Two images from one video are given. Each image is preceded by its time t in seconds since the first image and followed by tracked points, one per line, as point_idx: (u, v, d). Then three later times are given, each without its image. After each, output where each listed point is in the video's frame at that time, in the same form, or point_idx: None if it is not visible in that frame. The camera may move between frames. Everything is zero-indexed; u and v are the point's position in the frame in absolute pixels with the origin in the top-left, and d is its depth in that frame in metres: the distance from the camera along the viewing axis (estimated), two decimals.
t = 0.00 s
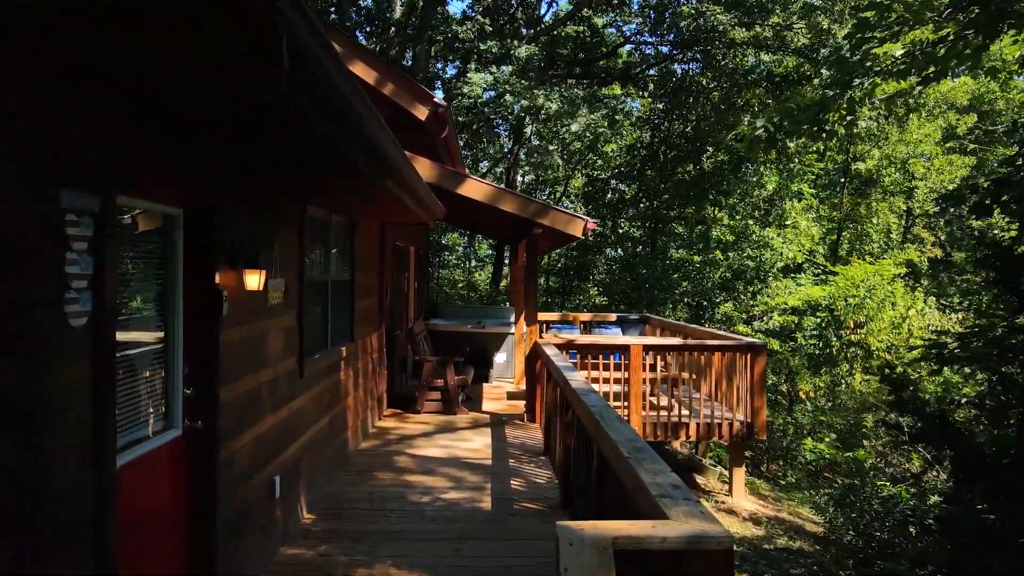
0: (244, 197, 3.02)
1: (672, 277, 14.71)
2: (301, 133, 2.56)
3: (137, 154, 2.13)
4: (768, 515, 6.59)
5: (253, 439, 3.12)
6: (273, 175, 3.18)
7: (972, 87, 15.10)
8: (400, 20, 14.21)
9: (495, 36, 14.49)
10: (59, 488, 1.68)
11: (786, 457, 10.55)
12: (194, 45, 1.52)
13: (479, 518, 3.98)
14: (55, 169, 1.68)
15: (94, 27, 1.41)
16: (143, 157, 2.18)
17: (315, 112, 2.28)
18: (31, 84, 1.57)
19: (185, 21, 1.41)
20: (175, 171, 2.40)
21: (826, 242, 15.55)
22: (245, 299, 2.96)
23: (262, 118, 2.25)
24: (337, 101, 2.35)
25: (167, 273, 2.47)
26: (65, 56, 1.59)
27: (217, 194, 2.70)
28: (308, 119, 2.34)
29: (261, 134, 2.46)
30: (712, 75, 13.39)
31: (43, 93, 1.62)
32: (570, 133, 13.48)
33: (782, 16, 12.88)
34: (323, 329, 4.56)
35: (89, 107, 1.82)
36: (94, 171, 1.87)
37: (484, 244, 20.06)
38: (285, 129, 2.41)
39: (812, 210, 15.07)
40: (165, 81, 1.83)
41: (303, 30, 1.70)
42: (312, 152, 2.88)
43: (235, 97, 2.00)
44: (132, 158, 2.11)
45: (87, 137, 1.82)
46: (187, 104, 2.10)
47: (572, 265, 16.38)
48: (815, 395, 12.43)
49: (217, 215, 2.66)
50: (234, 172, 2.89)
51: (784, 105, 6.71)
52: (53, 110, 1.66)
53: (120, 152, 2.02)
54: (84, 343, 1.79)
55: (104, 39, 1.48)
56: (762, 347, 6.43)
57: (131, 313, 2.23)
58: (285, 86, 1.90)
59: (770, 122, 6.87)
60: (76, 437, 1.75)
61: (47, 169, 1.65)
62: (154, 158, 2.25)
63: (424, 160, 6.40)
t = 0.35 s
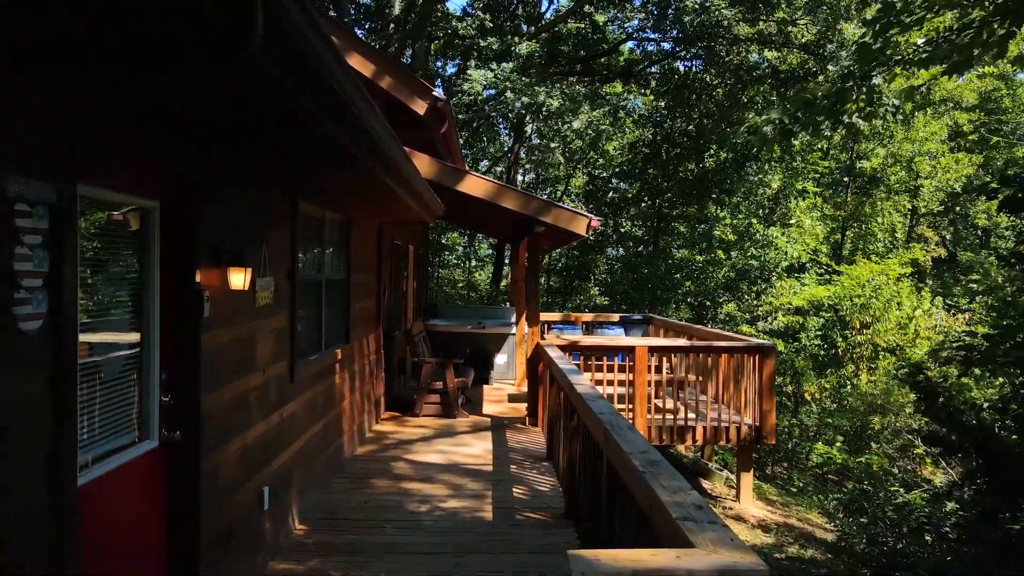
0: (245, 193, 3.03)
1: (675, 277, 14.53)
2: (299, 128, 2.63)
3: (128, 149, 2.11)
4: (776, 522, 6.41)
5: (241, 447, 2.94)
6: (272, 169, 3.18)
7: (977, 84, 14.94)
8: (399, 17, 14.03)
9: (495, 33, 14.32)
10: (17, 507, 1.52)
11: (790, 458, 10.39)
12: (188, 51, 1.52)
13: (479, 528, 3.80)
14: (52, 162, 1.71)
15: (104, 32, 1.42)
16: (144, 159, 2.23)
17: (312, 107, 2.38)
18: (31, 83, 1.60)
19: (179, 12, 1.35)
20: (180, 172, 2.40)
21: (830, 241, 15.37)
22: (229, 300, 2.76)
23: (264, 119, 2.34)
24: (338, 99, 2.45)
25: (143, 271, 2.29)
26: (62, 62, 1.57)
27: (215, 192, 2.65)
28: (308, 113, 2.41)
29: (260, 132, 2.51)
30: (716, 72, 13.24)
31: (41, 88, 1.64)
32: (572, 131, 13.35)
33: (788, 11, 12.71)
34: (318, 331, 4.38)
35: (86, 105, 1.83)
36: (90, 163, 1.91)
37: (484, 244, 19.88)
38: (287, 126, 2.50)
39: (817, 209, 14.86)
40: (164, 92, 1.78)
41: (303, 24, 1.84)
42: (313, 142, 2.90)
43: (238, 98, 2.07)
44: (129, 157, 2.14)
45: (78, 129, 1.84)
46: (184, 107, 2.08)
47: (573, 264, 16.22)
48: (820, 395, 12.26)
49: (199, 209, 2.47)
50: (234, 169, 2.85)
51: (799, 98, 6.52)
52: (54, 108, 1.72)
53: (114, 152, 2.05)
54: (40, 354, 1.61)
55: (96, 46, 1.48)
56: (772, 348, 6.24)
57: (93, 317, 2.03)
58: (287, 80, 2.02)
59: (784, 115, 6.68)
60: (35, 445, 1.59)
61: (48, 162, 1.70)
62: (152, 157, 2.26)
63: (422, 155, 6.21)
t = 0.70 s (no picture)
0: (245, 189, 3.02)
1: (677, 277, 14.32)
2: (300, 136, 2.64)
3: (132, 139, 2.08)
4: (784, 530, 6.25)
5: (223, 459, 2.74)
6: (269, 171, 3.14)
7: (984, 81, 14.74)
8: (398, 13, 13.82)
9: (495, 30, 14.12)
10: None
11: (795, 462, 10.20)
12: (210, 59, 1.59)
13: (478, 542, 3.61)
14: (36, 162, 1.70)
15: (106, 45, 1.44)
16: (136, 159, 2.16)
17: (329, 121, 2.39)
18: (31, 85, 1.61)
19: (180, 13, 1.30)
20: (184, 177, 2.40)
21: (834, 241, 15.19)
22: (207, 301, 2.57)
23: (265, 127, 2.36)
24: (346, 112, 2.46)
25: (114, 268, 2.09)
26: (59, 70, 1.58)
27: (209, 193, 2.62)
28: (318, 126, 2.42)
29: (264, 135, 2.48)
30: (720, 69, 13.08)
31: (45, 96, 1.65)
32: (573, 128, 13.17)
33: (792, 7, 12.56)
34: (308, 335, 4.17)
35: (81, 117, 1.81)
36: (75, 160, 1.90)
37: (484, 244, 19.68)
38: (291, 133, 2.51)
39: (821, 208, 14.66)
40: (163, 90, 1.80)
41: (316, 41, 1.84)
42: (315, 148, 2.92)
43: (229, 95, 1.88)
44: (121, 158, 2.06)
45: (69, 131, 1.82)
46: (196, 119, 2.11)
47: (574, 264, 16.04)
48: (826, 398, 12.03)
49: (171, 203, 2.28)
50: (239, 167, 2.88)
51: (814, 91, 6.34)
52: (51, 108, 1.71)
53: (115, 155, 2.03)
54: (4, 357, 1.49)
55: (98, 57, 1.49)
56: (780, 351, 6.06)
57: (54, 321, 1.81)
58: (301, 95, 2.04)
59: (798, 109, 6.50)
60: None
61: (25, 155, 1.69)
62: (152, 156, 2.22)
63: (419, 152, 6.01)
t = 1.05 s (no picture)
0: (244, 187, 3.02)
1: (680, 277, 14.13)
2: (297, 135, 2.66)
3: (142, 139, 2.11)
4: (793, 537, 6.08)
5: (205, 472, 2.56)
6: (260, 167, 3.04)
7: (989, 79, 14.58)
8: (398, 10, 13.67)
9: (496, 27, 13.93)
10: None
11: (800, 465, 10.02)
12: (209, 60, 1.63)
13: (477, 555, 3.43)
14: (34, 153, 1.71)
15: (103, 47, 1.47)
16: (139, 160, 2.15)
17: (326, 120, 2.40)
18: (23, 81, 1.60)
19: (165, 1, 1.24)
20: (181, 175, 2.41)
21: (838, 241, 15.02)
22: (184, 303, 2.38)
23: (263, 124, 2.37)
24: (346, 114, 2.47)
25: (76, 267, 1.89)
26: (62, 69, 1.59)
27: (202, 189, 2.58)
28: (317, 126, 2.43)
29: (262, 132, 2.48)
30: (723, 66, 12.92)
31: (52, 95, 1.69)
32: (575, 126, 13.02)
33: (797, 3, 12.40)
34: (300, 339, 3.98)
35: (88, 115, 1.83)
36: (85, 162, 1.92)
37: (484, 244, 19.49)
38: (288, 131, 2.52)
39: (825, 207, 14.47)
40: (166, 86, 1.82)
41: (316, 43, 1.86)
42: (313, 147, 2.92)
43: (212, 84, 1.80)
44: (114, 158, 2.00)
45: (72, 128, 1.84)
46: (198, 119, 2.14)
47: (574, 264, 15.85)
48: (832, 400, 11.81)
49: (142, 196, 2.09)
50: (240, 166, 2.90)
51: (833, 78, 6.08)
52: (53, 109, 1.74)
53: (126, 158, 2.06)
54: None
55: (98, 57, 1.51)
56: (788, 353, 5.88)
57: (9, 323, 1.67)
58: (299, 94, 2.06)
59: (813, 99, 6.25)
60: None
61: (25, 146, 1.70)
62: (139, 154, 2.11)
63: (417, 148, 5.82)
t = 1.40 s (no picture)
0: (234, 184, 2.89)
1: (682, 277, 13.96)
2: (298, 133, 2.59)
3: (143, 139, 2.03)
4: (803, 546, 5.91)
5: (181, 489, 2.37)
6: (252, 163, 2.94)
7: (996, 76, 14.38)
8: (398, 6, 13.51)
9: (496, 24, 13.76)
10: None
11: (805, 468, 9.88)
12: (206, 54, 1.58)
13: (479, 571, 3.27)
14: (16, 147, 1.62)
15: (98, 45, 1.40)
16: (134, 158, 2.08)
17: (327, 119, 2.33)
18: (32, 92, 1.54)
19: None
20: (174, 175, 2.33)
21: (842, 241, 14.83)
22: (155, 308, 2.19)
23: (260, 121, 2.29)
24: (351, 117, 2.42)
25: (35, 268, 1.72)
26: (62, 74, 1.53)
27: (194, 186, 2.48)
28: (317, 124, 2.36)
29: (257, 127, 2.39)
30: (726, 66, 12.75)
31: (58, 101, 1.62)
32: (576, 123, 12.94)
33: None
34: (290, 342, 3.79)
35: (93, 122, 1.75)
36: (79, 163, 1.85)
37: (484, 243, 19.33)
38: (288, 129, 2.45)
39: (829, 206, 14.25)
40: (163, 83, 1.76)
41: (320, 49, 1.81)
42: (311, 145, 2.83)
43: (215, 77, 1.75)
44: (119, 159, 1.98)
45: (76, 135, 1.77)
46: (192, 113, 2.08)
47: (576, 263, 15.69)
48: (837, 402, 11.62)
49: (106, 184, 1.89)
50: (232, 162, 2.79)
51: (858, 65, 5.70)
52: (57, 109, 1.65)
53: (125, 159, 2.00)
54: None
55: (94, 56, 1.45)
56: (798, 355, 5.69)
57: None
58: (298, 92, 2.00)
59: (831, 88, 5.86)
60: None
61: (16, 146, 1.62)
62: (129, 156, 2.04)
63: (414, 144, 5.61)
